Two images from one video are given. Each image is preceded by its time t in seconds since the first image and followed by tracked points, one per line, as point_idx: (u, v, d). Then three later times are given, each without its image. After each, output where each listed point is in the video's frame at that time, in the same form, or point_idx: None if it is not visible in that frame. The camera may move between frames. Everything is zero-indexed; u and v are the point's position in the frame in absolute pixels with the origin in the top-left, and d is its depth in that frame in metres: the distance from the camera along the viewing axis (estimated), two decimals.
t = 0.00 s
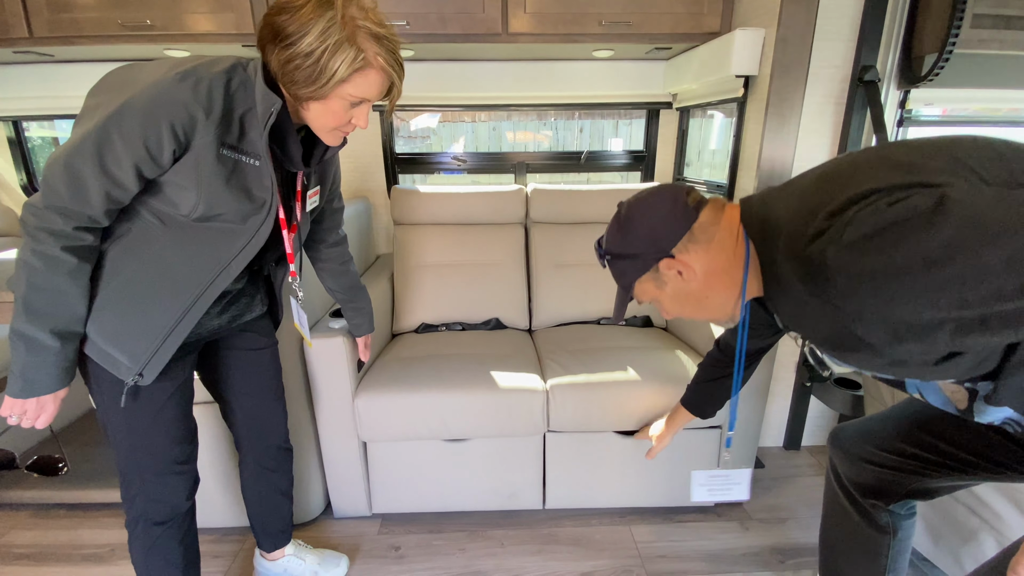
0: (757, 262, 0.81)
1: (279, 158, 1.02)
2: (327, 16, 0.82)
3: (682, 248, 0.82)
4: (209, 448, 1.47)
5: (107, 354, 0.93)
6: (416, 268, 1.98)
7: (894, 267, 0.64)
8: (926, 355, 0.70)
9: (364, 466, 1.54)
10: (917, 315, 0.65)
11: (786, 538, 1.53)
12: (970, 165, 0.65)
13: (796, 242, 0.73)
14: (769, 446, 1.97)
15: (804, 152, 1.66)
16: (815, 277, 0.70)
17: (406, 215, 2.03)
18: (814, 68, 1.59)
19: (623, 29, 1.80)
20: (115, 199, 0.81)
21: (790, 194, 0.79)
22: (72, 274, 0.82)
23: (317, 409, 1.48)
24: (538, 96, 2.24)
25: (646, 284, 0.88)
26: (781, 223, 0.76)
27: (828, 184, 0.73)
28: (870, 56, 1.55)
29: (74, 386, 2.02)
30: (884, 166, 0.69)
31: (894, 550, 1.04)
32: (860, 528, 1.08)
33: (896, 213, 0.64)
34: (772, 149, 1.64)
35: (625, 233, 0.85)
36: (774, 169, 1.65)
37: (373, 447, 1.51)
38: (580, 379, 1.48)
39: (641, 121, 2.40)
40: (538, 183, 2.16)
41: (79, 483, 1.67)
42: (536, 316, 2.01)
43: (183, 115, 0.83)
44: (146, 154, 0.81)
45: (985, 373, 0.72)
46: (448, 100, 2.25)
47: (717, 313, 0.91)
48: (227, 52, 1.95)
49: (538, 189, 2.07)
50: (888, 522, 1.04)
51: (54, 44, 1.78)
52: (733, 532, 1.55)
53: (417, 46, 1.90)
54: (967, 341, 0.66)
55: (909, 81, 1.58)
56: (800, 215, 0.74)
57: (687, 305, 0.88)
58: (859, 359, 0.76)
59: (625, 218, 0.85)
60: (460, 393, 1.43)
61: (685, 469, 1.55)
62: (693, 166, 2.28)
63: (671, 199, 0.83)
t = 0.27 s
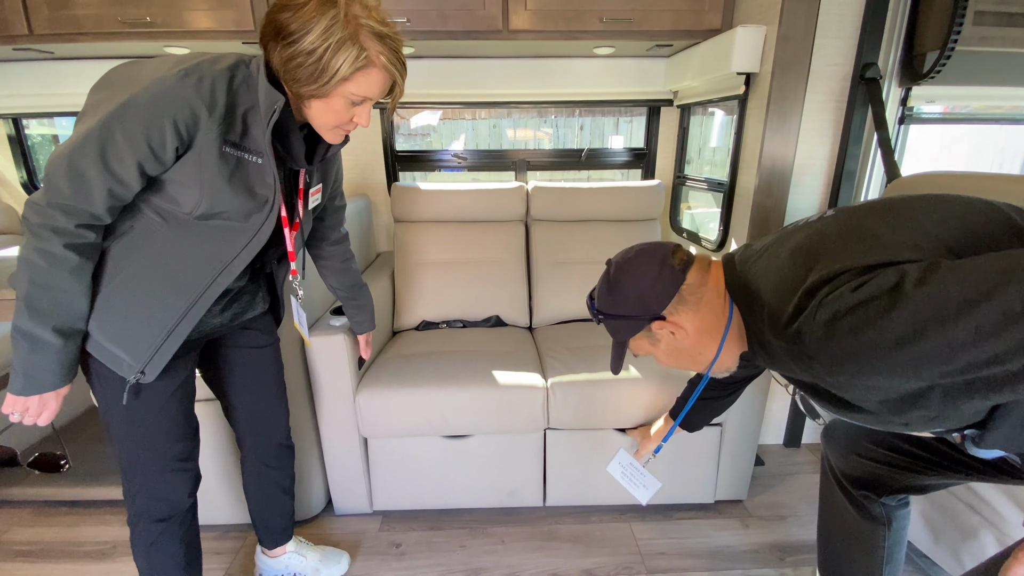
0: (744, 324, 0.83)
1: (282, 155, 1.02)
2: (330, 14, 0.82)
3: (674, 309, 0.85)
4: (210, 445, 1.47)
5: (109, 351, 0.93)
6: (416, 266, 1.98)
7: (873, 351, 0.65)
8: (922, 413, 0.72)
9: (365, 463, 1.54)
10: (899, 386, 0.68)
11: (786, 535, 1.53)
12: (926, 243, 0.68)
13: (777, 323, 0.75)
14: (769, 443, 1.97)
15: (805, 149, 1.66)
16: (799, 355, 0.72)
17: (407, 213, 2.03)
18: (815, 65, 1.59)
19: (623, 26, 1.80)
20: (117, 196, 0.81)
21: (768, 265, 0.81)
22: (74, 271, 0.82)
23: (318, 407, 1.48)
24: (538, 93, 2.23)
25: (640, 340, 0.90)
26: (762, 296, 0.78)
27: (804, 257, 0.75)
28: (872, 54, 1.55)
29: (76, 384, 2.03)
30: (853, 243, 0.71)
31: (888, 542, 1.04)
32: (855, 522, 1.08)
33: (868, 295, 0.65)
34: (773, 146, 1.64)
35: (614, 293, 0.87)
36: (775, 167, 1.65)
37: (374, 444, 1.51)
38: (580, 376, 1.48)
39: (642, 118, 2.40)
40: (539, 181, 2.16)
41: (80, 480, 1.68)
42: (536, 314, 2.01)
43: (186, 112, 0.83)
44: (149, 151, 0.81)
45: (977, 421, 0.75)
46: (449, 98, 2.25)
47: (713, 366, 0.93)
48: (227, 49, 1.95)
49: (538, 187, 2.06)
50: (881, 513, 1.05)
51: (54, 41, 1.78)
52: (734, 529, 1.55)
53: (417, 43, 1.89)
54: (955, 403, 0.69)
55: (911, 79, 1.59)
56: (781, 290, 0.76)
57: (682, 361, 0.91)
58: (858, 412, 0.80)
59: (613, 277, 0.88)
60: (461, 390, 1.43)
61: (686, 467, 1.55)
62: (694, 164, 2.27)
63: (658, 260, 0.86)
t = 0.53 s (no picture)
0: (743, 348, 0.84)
1: (286, 154, 1.02)
2: (334, 14, 0.81)
3: (671, 332, 0.86)
4: (211, 443, 1.48)
5: (112, 349, 0.93)
6: (416, 264, 1.98)
7: (883, 391, 0.65)
8: (934, 445, 0.72)
9: (366, 461, 1.54)
10: (910, 423, 0.68)
11: (786, 533, 1.53)
12: (926, 273, 0.67)
13: (783, 356, 0.75)
14: (769, 441, 1.97)
15: (807, 146, 1.65)
16: (808, 390, 0.72)
17: (407, 210, 2.03)
18: (817, 62, 1.58)
19: (625, 22, 1.79)
20: (121, 194, 0.81)
21: (768, 293, 0.80)
22: (78, 268, 0.82)
23: (319, 404, 1.48)
24: (539, 90, 2.23)
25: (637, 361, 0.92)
26: (765, 326, 0.78)
27: (805, 288, 0.75)
28: (874, 50, 1.54)
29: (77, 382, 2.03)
30: (851, 276, 0.71)
31: (887, 542, 1.04)
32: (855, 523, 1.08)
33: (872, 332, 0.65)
34: (774, 143, 1.63)
35: (611, 315, 0.88)
36: (777, 164, 1.65)
37: (376, 439, 1.51)
38: (581, 374, 1.48)
39: (643, 116, 2.39)
40: (539, 179, 2.15)
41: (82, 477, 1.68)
42: (537, 312, 2.01)
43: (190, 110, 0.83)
44: (153, 149, 0.80)
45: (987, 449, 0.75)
46: (449, 95, 2.24)
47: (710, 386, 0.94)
48: (227, 46, 1.94)
49: (539, 184, 2.06)
50: (880, 514, 1.05)
51: (55, 39, 1.78)
52: (734, 527, 1.55)
53: (418, 40, 1.89)
54: (963, 436, 0.69)
55: (913, 76, 1.59)
56: (785, 323, 0.75)
57: (678, 381, 0.92)
58: (868, 440, 0.80)
59: (609, 299, 0.89)
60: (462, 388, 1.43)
61: (687, 464, 1.55)
62: (695, 161, 2.27)
63: (655, 283, 0.86)
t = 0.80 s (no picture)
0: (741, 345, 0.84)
1: (289, 152, 1.02)
2: (338, 10, 0.81)
3: (673, 324, 0.86)
4: (213, 440, 1.48)
5: (115, 346, 0.93)
6: (417, 262, 1.98)
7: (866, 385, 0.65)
8: (922, 439, 0.72)
9: (367, 458, 1.54)
10: (894, 418, 0.68)
11: (786, 530, 1.53)
12: (913, 271, 0.67)
13: (773, 351, 0.75)
14: (770, 439, 1.97)
15: (809, 144, 1.65)
16: (795, 384, 0.73)
17: (408, 208, 2.03)
18: (820, 59, 1.58)
19: (626, 20, 1.79)
20: (124, 191, 0.81)
21: (760, 290, 0.80)
22: (81, 265, 0.82)
23: (321, 402, 1.49)
24: (540, 87, 2.22)
25: (635, 352, 0.92)
26: (755, 322, 0.78)
27: (795, 285, 0.75)
28: (876, 47, 1.54)
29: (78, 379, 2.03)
30: (839, 274, 0.71)
31: (890, 540, 1.05)
32: (859, 520, 1.08)
33: (853, 329, 0.65)
34: (776, 141, 1.63)
35: (612, 306, 0.88)
36: (778, 162, 1.64)
37: (377, 436, 1.51)
38: (582, 371, 1.48)
39: (644, 113, 2.39)
40: (540, 176, 2.15)
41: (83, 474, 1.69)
42: (538, 310, 2.01)
43: (193, 108, 0.83)
44: (157, 147, 0.81)
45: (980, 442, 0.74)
46: (450, 92, 2.24)
47: (707, 382, 0.94)
48: (228, 43, 1.94)
49: (540, 182, 2.06)
50: (883, 511, 1.05)
51: (56, 36, 1.78)
52: (734, 524, 1.55)
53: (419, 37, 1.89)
54: (949, 432, 0.69)
55: (916, 74, 1.58)
56: (775, 319, 0.75)
57: (675, 374, 0.92)
58: (859, 435, 0.80)
59: (611, 289, 0.89)
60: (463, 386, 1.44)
61: (687, 462, 1.56)
62: (696, 159, 2.27)
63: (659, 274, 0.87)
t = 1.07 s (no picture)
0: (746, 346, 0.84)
1: (294, 149, 1.01)
2: (344, 8, 0.81)
3: (679, 324, 0.86)
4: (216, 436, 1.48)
5: (119, 342, 0.93)
6: (419, 259, 1.98)
7: (875, 388, 0.64)
8: (929, 439, 0.72)
9: (369, 454, 1.55)
10: (900, 420, 0.68)
11: (787, 528, 1.53)
12: (919, 272, 0.67)
13: (780, 352, 0.75)
14: (771, 437, 1.97)
15: (811, 141, 1.65)
16: (802, 386, 0.73)
17: (409, 206, 2.03)
18: (822, 56, 1.57)
19: (628, 17, 1.78)
20: (130, 188, 0.81)
21: (765, 293, 0.80)
22: (85, 261, 0.82)
23: (322, 398, 1.49)
24: (541, 85, 2.22)
25: (638, 351, 0.92)
26: (762, 323, 0.78)
27: (800, 286, 0.76)
28: (879, 45, 1.53)
29: (80, 376, 2.04)
30: (846, 275, 0.71)
31: (890, 537, 1.05)
32: (860, 518, 1.08)
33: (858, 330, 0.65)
34: (778, 139, 1.62)
35: (618, 304, 0.88)
36: (780, 160, 1.64)
37: (378, 433, 1.51)
38: (583, 369, 1.48)
39: (645, 111, 2.39)
40: (542, 174, 2.15)
41: (85, 471, 1.69)
42: (539, 308, 2.01)
43: (200, 105, 0.83)
44: (163, 144, 0.80)
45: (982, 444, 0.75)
46: (451, 90, 2.23)
47: (709, 381, 0.95)
48: (228, 40, 1.94)
49: (541, 180, 2.06)
50: (884, 508, 1.05)
51: (57, 34, 1.77)
52: (735, 523, 1.55)
53: (420, 35, 1.88)
54: (957, 433, 0.69)
55: (919, 71, 1.57)
56: (782, 320, 0.75)
57: (678, 374, 0.93)
58: (866, 435, 0.80)
59: (616, 286, 0.89)
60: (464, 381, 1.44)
61: (689, 460, 1.55)
62: (697, 157, 2.26)
63: (665, 273, 0.87)
